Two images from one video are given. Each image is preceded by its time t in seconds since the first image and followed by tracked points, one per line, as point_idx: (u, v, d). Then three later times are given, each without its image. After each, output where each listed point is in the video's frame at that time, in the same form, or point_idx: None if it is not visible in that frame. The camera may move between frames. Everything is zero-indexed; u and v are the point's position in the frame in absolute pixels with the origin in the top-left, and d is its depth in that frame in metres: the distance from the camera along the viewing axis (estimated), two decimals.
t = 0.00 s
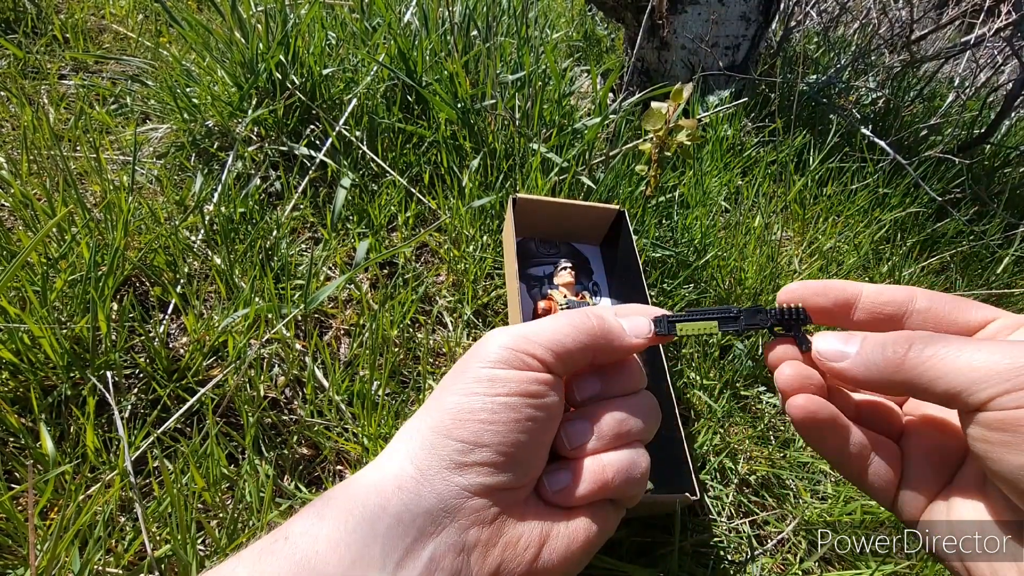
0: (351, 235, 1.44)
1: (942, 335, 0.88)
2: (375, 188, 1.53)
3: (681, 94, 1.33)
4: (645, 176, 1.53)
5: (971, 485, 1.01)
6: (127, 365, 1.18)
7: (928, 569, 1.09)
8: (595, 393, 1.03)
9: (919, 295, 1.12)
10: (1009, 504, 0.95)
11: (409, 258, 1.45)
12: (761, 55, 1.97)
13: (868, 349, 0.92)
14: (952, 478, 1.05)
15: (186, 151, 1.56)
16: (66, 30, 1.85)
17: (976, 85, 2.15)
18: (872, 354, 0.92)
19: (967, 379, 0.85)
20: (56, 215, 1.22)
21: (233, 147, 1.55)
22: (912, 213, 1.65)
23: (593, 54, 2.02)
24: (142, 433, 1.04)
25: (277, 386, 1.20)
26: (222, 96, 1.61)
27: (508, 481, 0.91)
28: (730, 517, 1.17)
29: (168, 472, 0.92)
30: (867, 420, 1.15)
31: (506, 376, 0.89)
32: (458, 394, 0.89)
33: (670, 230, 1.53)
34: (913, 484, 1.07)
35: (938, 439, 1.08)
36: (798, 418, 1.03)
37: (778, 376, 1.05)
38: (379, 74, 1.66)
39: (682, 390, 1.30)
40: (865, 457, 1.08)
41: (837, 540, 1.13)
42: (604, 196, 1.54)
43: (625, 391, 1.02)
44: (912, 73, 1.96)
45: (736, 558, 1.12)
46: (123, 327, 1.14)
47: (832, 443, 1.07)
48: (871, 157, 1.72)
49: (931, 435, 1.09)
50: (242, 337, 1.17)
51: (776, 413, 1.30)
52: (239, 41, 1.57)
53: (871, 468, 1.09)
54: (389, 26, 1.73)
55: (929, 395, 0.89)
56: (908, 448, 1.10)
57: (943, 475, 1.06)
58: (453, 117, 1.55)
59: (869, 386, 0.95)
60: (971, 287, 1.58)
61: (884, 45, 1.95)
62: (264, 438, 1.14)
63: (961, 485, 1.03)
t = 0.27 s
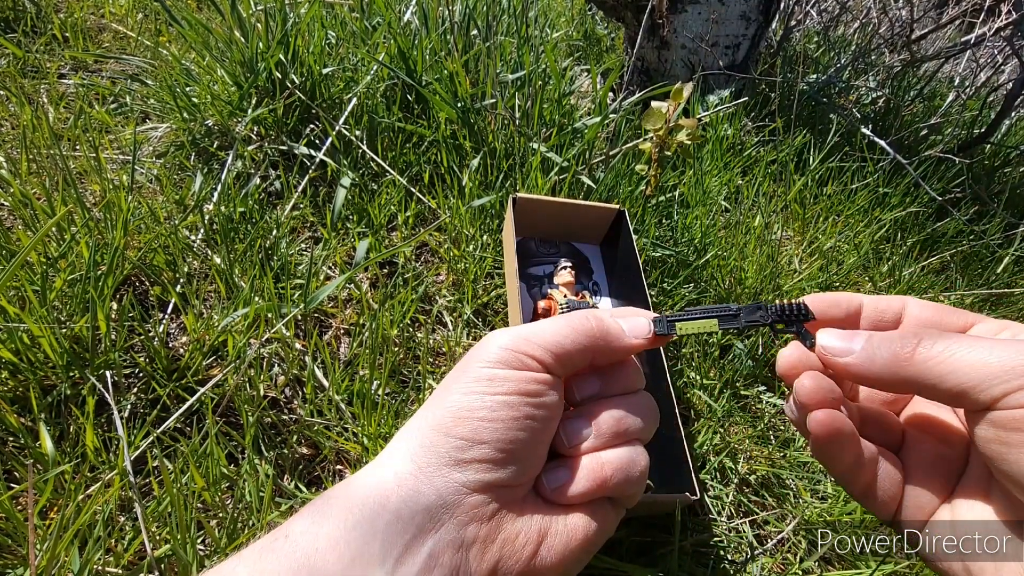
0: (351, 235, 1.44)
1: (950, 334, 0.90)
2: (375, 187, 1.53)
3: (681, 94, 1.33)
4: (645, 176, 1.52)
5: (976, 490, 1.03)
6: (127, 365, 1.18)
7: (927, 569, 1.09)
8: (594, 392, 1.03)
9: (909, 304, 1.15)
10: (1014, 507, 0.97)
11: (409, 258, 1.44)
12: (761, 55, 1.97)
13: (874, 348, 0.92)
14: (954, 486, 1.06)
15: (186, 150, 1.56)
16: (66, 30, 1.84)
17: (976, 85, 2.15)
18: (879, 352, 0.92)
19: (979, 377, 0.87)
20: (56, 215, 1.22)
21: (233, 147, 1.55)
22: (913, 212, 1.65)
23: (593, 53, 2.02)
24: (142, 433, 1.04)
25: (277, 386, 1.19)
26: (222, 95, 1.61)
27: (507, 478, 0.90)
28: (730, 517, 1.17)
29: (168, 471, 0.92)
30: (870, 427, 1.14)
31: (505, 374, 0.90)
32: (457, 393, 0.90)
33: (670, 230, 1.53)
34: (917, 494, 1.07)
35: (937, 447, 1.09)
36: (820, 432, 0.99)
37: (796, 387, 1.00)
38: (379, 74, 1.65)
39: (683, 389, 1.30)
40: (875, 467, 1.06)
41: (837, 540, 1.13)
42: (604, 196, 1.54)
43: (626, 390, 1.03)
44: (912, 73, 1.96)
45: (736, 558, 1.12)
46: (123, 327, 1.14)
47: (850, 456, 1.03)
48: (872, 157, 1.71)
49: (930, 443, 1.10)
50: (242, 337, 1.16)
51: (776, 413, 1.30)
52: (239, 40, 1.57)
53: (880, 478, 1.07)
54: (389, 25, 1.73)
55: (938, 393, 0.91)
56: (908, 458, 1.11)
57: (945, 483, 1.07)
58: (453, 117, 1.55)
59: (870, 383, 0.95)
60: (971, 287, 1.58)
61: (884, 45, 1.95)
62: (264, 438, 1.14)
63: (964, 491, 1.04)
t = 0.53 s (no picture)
0: (351, 235, 1.44)
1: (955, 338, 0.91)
2: (375, 188, 1.53)
3: (681, 94, 1.33)
4: (645, 176, 1.53)
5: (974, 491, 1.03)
6: (127, 365, 1.18)
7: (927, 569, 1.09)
8: (595, 392, 1.02)
9: (904, 302, 1.15)
10: (1013, 504, 0.97)
11: (409, 258, 1.44)
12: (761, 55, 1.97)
13: (881, 352, 0.94)
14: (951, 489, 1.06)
15: (186, 151, 1.56)
16: (66, 30, 1.85)
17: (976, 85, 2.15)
18: (885, 356, 0.93)
19: (987, 380, 0.88)
20: (56, 215, 1.22)
21: (233, 147, 1.55)
22: (912, 213, 1.65)
23: (593, 54, 2.02)
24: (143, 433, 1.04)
25: (277, 386, 1.20)
26: (222, 96, 1.61)
27: (505, 479, 0.90)
28: (730, 518, 1.17)
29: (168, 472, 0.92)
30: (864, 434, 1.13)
31: (503, 376, 0.89)
32: (455, 394, 0.89)
33: (670, 230, 1.53)
34: (915, 498, 1.07)
35: (930, 454, 1.10)
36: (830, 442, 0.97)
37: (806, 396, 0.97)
38: (379, 74, 1.66)
39: (682, 390, 1.30)
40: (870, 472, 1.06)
41: (837, 540, 1.13)
42: (604, 196, 1.54)
43: (627, 390, 1.02)
44: (912, 73, 1.97)
45: (736, 558, 1.12)
46: (123, 327, 1.14)
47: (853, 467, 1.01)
48: (871, 157, 1.72)
49: (923, 448, 1.10)
50: (242, 337, 1.17)
51: (776, 413, 1.30)
52: (239, 41, 1.57)
53: (875, 484, 1.07)
54: (389, 26, 1.73)
55: (947, 396, 0.92)
56: (901, 463, 1.11)
57: (942, 487, 1.07)
58: (453, 117, 1.56)
59: (876, 388, 0.97)
60: (971, 287, 1.59)
61: (884, 45, 1.96)
62: (264, 438, 1.14)
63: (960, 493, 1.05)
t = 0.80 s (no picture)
0: (351, 235, 1.44)
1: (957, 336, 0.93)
2: (375, 188, 1.53)
3: (681, 94, 1.33)
4: (645, 176, 1.53)
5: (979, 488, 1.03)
6: (127, 365, 1.18)
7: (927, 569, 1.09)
8: (598, 396, 1.03)
9: (909, 305, 1.13)
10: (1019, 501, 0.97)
11: (409, 258, 1.44)
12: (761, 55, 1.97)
13: (888, 352, 0.94)
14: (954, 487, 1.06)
15: (186, 151, 1.56)
16: (66, 30, 1.85)
17: (976, 85, 2.15)
18: (891, 356, 0.94)
19: (999, 375, 0.89)
20: (56, 215, 1.22)
21: (233, 147, 1.55)
22: (912, 213, 1.65)
23: (593, 53, 2.02)
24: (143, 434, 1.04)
25: (277, 386, 1.20)
26: (222, 96, 1.61)
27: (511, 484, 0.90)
28: (730, 518, 1.17)
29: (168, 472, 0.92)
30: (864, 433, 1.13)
31: (513, 382, 0.89)
32: (463, 398, 0.89)
33: (670, 230, 1.53)
34: (916, 498, 1.07)
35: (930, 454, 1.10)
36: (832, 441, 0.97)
37: (803, 393, 0.96)
38: (379, 74, 1.66)
39: (683, 390, 1.30)
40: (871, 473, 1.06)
41: (837, 540, 1.13)
42: (604, 196, 1.54)
43: (630, 394, 1.03)
44: (912, 73, 1.96)
45: (736, 558, 1.12)
46: (123, 327, 1.14)
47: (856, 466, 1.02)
48: (872, 157, 1.71)
49: (921, 448, 1.11)
50: (242, 337, 1.17)
51: (776, 413, 1.30)
52: (239, 41, 1.57)
53: (876, 484, 1.07)
54: (389, 26, 1.73)
55: (957, 394, 0.93)
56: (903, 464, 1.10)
57: (945, 488, 1.06)
58: (453, 117, 1.56)
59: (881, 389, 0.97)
60: (971, 287, 1.59)
61: (884, 45, 1.95)
62: (264, 438, 1.14)
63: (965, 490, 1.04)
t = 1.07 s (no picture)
0: (351, 235, 1.44)
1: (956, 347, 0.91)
2: (375, 187, 1.53)
3: (681, 94, 1.33)
4: (645, 176, 1.53)
5: (972, 497, 1.03)
6: (127, 365, 1.18)
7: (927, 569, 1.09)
8: (599, 394, 1.03)
9: (908, 305, 1.14)
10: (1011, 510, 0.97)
11: (409, 258, 1.44)
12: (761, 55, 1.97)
13: (882, 358, 0.92)
14: (949, 492, 1.06)
15: (186, 151, 1.56)
16: (66, 30, 1.84)
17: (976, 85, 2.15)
18: (883, 362, 0.91)
19: (989, 388, 0.87)
20: (56, 215, 1.22)
21: (233, 147, 1.55)
22: (913, 212, 1.65)
23: (593, 53, 2.02)
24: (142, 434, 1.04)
25: (277, 386, 1.19)
26: (222, 95, 1.61)
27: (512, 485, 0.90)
28: (730, 517, 1.17)
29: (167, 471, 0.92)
30: (867, 430, 1.13)
31: (514, 382, 0.89)
32: (464, 399, 0.89)
33: (670, 230, 1.53)
34: (914, 498, 1.07)
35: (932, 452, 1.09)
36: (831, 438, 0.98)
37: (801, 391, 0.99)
38: (379, 74, 1.65)
39: (683, 390, 1.30)
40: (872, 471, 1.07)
41: (837, 540, 1.13)
42: (604, 196, 1.54)
43: (631, 392, 1.03)
44: (912, 73, 1.96)
45: (736, 558, 1.12)
46: (123, 327, 1.14)
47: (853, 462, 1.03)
48: (872, 157, 1.71)
49: (925, 444, 1.10)
50: (242, 337, 1.17)
51: (776, 413, 1.30)
52: (239, 40, 1.57)
53: (875, 481, 1.07)
54: (389, 25, 1.73)
55: (938, 407, 0.92)
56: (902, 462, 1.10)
57: (942, 488, 1.07)
58: (452, 117, 1.55)
59: (870, 390, 0.95)
60: (971, 287, 1.59)
61: (884, 45, 1.95)
62: (264, 438, 1.14)
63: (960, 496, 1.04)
